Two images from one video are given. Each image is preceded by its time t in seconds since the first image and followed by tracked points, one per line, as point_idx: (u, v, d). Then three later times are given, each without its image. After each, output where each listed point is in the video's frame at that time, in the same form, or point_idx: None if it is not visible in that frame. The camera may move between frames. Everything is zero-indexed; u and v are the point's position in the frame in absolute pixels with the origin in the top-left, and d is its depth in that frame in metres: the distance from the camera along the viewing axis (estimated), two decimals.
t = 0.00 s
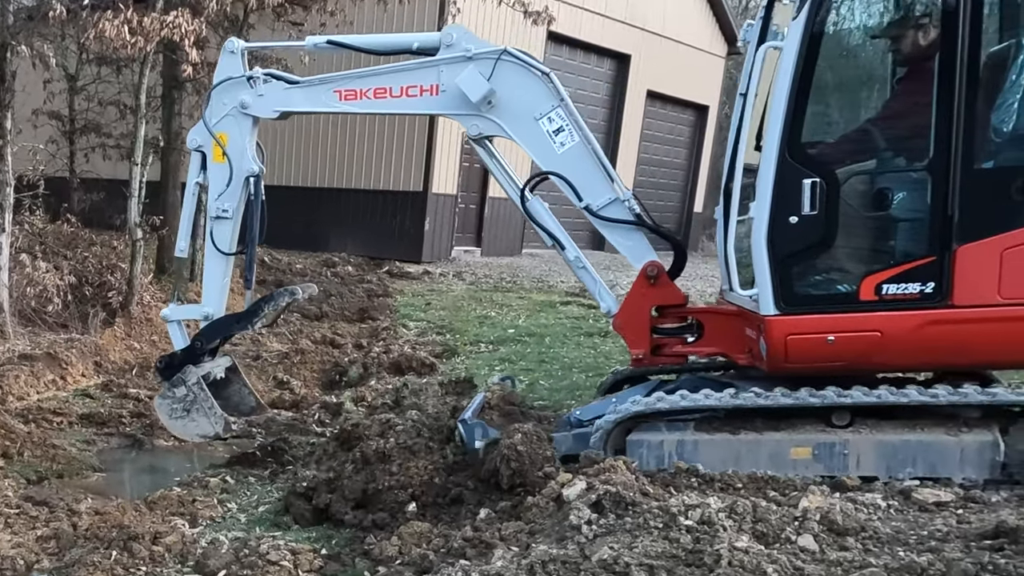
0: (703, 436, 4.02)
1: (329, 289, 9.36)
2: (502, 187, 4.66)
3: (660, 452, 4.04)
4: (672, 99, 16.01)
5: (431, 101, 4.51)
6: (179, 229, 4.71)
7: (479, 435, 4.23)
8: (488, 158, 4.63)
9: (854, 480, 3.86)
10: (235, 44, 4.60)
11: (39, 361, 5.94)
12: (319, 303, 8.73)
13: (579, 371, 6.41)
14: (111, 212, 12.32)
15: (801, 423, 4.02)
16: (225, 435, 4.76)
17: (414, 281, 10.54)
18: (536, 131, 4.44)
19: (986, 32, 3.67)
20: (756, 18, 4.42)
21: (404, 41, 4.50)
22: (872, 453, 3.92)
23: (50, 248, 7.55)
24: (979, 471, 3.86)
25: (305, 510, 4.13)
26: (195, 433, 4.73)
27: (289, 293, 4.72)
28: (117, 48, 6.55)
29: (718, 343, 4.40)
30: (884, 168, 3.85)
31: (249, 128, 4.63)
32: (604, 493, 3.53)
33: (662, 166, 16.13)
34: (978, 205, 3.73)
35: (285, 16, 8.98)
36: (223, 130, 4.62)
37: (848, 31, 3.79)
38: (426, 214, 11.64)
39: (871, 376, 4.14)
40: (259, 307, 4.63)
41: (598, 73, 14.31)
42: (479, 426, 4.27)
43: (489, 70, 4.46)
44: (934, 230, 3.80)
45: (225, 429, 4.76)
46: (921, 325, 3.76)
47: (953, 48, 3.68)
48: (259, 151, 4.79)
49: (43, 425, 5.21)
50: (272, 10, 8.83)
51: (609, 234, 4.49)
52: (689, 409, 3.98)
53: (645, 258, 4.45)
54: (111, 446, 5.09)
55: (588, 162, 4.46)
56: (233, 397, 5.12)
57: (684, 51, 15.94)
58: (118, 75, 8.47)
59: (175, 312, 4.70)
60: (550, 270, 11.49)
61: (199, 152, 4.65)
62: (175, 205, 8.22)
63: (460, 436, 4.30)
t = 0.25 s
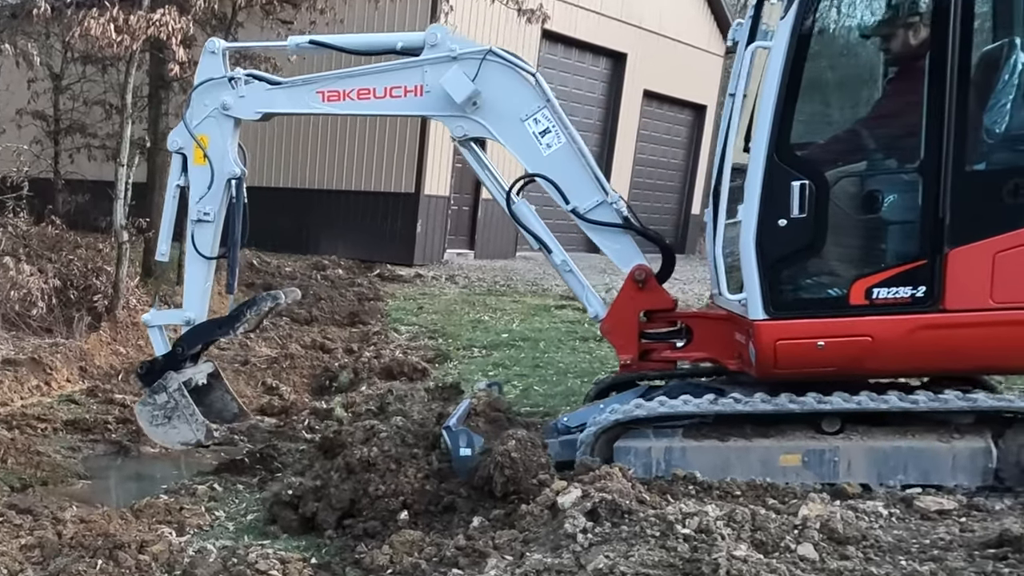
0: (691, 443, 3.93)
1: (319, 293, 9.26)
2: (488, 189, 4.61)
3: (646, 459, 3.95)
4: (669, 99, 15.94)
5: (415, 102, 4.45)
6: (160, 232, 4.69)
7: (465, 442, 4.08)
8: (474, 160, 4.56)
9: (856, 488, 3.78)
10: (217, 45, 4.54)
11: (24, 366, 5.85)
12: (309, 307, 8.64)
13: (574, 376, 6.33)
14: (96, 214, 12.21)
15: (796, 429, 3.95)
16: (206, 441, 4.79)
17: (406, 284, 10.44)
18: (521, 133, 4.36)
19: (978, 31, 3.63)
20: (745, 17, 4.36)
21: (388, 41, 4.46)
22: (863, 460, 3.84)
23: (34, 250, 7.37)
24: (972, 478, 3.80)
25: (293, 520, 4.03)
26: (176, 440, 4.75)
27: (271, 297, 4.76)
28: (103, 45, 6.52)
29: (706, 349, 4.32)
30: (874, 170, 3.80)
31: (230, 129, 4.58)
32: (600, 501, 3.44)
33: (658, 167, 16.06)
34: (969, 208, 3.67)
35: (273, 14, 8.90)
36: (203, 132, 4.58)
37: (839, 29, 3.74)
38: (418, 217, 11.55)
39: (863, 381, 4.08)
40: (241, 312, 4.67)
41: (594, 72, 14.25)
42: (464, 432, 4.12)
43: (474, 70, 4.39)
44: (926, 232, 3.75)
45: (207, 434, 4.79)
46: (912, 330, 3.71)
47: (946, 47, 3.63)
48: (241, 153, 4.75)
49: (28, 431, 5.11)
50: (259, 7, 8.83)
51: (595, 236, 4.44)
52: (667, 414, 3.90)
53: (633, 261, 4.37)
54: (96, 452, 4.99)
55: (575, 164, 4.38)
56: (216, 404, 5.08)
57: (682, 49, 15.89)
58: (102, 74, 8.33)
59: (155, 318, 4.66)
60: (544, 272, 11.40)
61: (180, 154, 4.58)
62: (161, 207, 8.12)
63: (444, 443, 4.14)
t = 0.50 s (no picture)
0: (679, 449, 3.88)
1: (310, 296, 9.19)
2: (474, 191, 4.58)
3: (634, 465, 3.89)
4: (666, 99, 15.89)
5: (400, 103, 4.41)
6: (143, 235, 4.65)
7: (450, 449, 4.03)
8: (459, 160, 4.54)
9: (857, 493, 3.73)
10: (199, 45, 4.48)
11: (10, 370, 5.78)
12: (300, 310, 8.57)
13: (569, 380, 6.26)
14: (85, 216, 12.12)
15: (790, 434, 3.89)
16: (189, 448, 4.74)
17: (399, 287, 10.36)
18: (507, 134, 4.33)
19: (969, 31, 3.59)
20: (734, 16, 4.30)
21: (372, 41, 4.40)
22: (853, 465, 3.80)
23: (22, 252, 7.32)
24: (963, 483, 3.75)
25: (282, 528, 3.93)
26: (159, 447, 4.70)
27: (254, 302, 4.66)
28: (91, 44, 6.46)
29: (695, 353, 4.26)
30: (864, 172, 3.75)
31: (213, 131, 4.51)
32: (596, 507, 3.37)
33: (655, 169, 16.00)
34: (960, 210, 3.63)
35: (264, 13, 8.84)
36: (186, 133, 4.51)
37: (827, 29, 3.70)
38: (411, 219, 11.47)
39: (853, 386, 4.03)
40: (224, 317, 4.58)
41: (589, 71, 14.19)
42: (450, 439, 4.07)
43: (459, 71, 4.35)
44: (916, 235, 3.70)
45: (189, 442, 4.72)
46: (901, 334, 3.67)
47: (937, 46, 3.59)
48: (225, 155, 4.68)
49: (14, 437, 5.04)
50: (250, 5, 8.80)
51: (582, 239, 4.41)
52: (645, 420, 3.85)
53: (621, 264, 4.34)
54: (84, 458, 4.91)
55: (562, 166, 4.34)
56: (200, 410, 5.06)
57: (680, 48, 15.85)
58: (91, 72, 8.29)
59: (138, 322, 4.59)
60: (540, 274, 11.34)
61: (162, 156, 4.51)
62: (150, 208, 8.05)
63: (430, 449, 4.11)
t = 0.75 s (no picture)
0: (668, 449, 3.89)
1: (310, 296, 9.19)
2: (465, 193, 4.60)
3: (624, 465, 3.90)
4: (666, 99, 15.90)
5: (391, 105, 4.40)
6: (136, 237, 4.64)
7: (441, 449, 4.02)
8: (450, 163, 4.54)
9: (855, 493, 3.73)
10: (191, 47, 4.48)
11: (10, 371, 5.78)
12: (300, 310, 8.57)
13: (569, 380, 6.26)
14: (85, 216, 12.12)
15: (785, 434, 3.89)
16: (183, 448, 4.78)
17: (399, 287, 10.36)
18: (498, 136, 4.34)
19: (956, 32, 3.59)
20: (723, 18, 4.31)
21: (364, 43, 4.42)
22: (842, 465, 3.81)
23: (21, 253, 7.32)
24: (951, 483, 3.75)
25: (281, 528, 3.92)
26: (152, 448, 4.72)
27: (247, 303, 4.73)
28: (90, 44, 6.47)
29: (685, 353, 4.29)
30: (851, 172, 3.76)
31: (206, 133, 4.52)
32: (596, 507, 3.37)
33: (654, 169, 16.00)
34: (947, 210, 3.63)
35: (264, 13, 8.85)
36: (179, 135, 4.52)
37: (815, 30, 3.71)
38: (411, 219, 11.47)
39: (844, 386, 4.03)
40: (218, 317, 4.61)
41: (589, 71, 14.20)
42: (440, 439, 4.05)
43: (450, 72, 4.35)
44: (903, 236, 3.71)
45: (183, 441, 4.77)
46: (889, 334, 3.67)
47: (925, 48, 3.60)
48: (217, 156, 4.69)
49: (14, 437, 5.04)
50: (250, 5, 8.81)
51: (573, 239, 4.42)
52: (625, 421, 3.86)
53: (611, 264, 4.34)
54: (84, 458, 4.91)
55: (552, 167, 4.35)
56: (193, 411, 5.20)
57: (679, 48, 15.86)
58: (91, 72, 8.29)
59: (132, 323, 4.62)
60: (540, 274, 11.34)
61: (155, 158, 4.52)
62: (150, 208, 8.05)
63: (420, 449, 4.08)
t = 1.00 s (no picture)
0: (658, 449, 3.89)
1: (310, 296, 9.20)
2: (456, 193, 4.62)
3: (613, 465, 3.91)
4: (666, 99, 15.90)
5: (382, 107, 4.41)
6: (130, 239, 4.64)
7: (432, 450, 4.05)
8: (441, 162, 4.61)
9: (855, 493, 3.73)
10: (184, 49, 4.47)
11: (10, 371, 5.78)
12: (301, 310, 8.58)
13: (568, 380, 6.26)
14: (85, 216, 12.12)
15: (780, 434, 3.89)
16: (176, 449, 4.72)
17: (399, 287, 10.37)
18: (489, 137, 4.34)
19: (943, 33, 3.59)
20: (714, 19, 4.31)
21: (355, 45, 4.40)
22: (831, 464, 3.82)
23: (22, 252, 7.33)
24: (939, 483, 3.76)
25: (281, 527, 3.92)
26: (145, 449, 4.67)
27: (240, 304, 4.64)
28: (90, 44, 6.48)
29: (675, 353, 4.28)
30: (839, 173, 3.77)
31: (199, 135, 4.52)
32: (596, 507, 3.37)
33: (654, 169, 16.01)
34: (935, 211, 3.63)
35: (264, 12, 8.85)
36: (171, 137, 4.51)
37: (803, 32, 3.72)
38: (411, 219, 11.48)
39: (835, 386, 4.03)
40: (211, 319, 4.55)
41: (589, 71, 14.21)
42: (432, 440, 4.09)
43: (440, 74, 4.35)
44: (891, 236, 3.71)
45: (176, 443, 4.72)
46: (877, 335, 3.67)
47: (912, 49, 3.60)
48: (211, 158, 4.69)
49: (14, 437, 5.04)
50: (250, 5, 8.82)
51: (563, 241, 4.41)
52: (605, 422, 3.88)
53: (602, 265, 4.36)
54: (84, 458, 4.91)
55: (543, 168, 4.36)
56: (188, 411, 5.06)
57: (679, 48, 15.87)
58: (91, 73, 8.30)
59: (126, 324, 4.59)
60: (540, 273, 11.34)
61: (148, 160, 4.51)
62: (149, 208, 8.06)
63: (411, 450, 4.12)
